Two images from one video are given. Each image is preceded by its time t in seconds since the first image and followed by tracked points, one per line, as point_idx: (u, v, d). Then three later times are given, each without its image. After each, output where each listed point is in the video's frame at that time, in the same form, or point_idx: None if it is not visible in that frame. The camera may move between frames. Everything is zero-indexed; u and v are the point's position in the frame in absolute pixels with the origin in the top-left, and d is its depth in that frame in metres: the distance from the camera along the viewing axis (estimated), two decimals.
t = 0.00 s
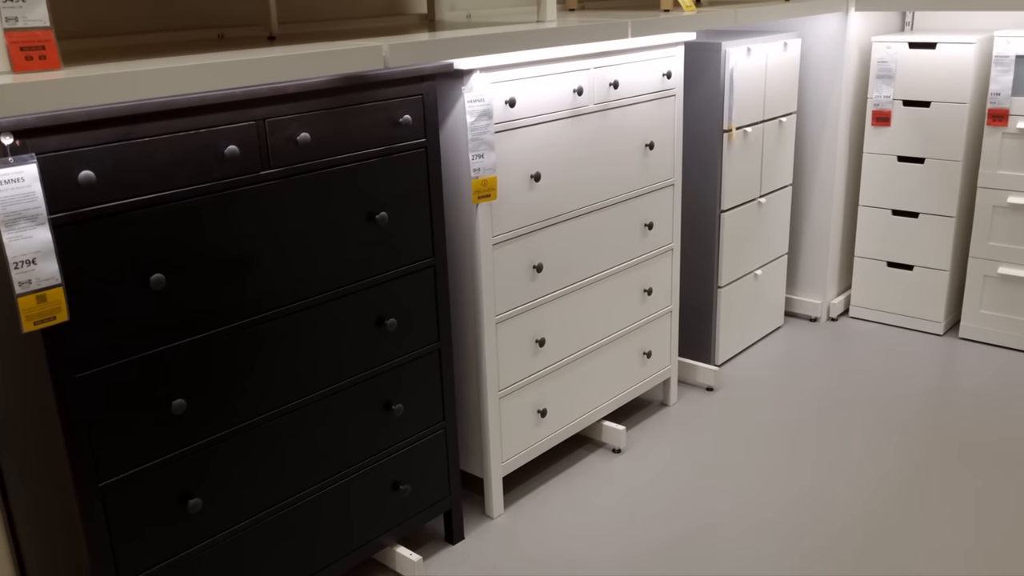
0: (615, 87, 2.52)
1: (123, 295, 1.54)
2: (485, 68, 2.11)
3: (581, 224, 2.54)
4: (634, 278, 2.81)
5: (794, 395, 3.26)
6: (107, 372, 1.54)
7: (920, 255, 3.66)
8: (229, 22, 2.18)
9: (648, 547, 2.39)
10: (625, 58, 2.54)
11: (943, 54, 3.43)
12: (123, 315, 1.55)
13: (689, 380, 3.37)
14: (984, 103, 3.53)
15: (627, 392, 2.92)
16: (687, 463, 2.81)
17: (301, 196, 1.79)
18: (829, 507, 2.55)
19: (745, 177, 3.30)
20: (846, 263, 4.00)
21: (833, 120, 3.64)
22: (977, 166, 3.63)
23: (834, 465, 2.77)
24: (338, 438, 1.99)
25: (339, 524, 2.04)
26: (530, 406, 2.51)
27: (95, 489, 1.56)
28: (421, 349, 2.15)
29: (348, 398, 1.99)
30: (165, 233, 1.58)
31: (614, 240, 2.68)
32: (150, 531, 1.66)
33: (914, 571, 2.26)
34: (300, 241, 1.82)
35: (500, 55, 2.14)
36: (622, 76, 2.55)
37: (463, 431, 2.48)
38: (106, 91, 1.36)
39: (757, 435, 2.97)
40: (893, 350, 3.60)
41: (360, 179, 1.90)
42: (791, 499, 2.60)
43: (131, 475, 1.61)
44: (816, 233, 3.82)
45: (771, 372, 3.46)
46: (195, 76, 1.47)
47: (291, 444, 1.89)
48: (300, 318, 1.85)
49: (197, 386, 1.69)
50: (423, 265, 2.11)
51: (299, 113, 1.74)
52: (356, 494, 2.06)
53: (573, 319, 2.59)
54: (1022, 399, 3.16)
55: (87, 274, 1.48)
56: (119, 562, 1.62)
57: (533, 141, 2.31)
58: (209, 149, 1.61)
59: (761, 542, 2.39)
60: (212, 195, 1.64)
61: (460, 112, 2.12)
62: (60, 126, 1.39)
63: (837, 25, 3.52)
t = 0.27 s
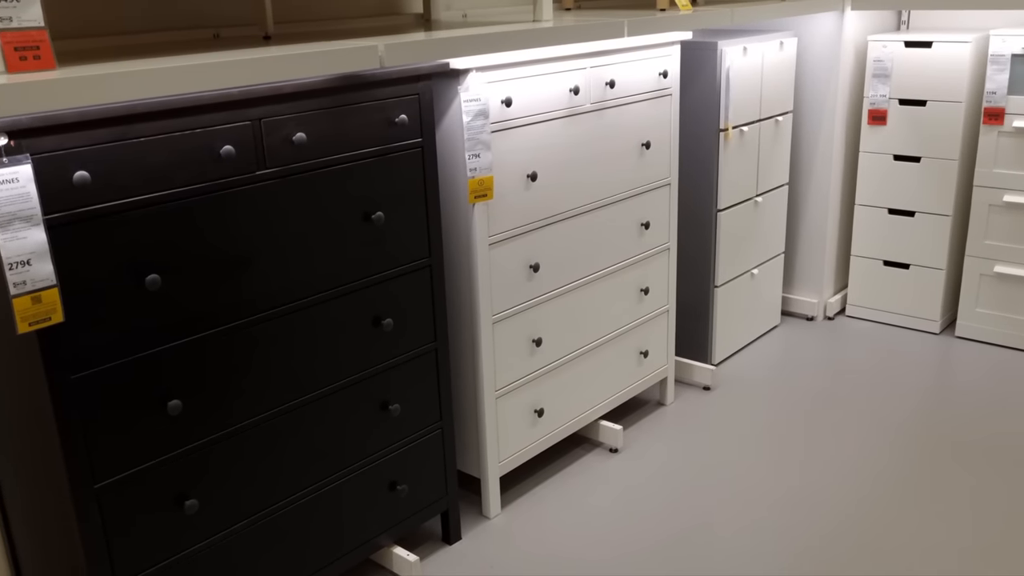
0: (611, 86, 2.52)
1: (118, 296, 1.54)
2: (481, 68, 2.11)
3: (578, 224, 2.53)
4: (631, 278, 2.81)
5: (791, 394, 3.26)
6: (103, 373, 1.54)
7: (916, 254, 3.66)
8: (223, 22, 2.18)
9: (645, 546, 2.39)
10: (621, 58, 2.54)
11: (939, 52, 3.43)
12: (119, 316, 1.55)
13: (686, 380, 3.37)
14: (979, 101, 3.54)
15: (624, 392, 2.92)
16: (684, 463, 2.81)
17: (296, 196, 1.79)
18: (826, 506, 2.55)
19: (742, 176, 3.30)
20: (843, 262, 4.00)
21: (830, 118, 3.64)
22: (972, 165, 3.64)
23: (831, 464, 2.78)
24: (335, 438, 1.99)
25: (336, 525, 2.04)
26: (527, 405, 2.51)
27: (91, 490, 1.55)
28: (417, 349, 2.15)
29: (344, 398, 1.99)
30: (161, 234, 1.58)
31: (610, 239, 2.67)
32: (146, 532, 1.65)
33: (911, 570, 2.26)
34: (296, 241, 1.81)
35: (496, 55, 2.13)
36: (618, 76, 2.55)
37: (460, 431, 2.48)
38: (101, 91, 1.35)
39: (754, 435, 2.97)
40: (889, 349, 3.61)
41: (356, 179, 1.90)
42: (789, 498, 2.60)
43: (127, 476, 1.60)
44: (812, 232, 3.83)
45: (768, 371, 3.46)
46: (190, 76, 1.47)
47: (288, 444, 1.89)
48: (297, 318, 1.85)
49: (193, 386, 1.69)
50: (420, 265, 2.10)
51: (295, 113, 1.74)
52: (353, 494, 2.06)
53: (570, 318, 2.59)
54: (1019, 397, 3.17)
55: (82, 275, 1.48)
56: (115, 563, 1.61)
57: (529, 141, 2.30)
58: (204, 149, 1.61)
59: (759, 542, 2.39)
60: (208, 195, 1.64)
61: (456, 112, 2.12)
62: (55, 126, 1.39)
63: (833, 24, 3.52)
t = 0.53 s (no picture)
0: (605, 84, 2.51)
1: (110, 295, 1.53)
2: (475, 66, 2.10)
3: (572, 222, 2.53)
4: (626, 276, 2.81)
5: (786, 392, 3.26)
6: (95, 373, 1.53)
7: (911, 251, 3.67)
8: (214, 20, 2.17)
9: (641, 546, 2.39)
10: (615, 55, 2.53)
11: (933, 50, 3.43)
12: (111, 316, 1.54)
13: (681, 378, 3.37)
14: (973, 99, 3.54)
15: (619, 390, 2.92)
16: (680, 462, 2.81)
17: (289, 195, 1.78)
18: (821, 505, 2.55)
19: (736, 174, 3.30)
20: (837, 260, 4.01)
21: (824, 116, 3.64)
22: (966, 163, 3.64)
23: (826, 462, 2.78)
24: (329, 437, 1.98)
25: (330, 525, 2.03)
26: (522, 404, 2.51)
27: (83, 491, 1.54)
28: (412, 348, 2.15)
29: (338, 398, 1.98)
30: (152, 233, 1.57)
31: (605, 237, 2.67)
32: (139, 533, 1.65)
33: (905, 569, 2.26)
34: (289, 240, 1.81)
35: (490, 53, 2.13)
36: (612, 73, 2.55)
37: (455, 430, 2.47)
38: (92, 90, 1.34)
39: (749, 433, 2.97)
40: (884, 347, 3.61)
41: (349, 177, 1.89)
42: (784, 497, 2.60)
43: (119, 477, 1.59)
44: (807, 230, 3.83)
45: (763, 369, 3.46)
46: (181, 74, 1.46)
47: (282, 444, 1.88)
48: (290, 318, 1.84)
49: (186, 386, 1.68)
50: (414, 264, 2.10)
51: (287, 111, 1.73)
52: (347, 494, 2.05)
53: (564, 317, 2.59)
54: (1013, 394, 3.17)
55: (73, 274, 1.47)
56: (108, 564, 1.60)
57: (524, 139, 2.30)
58: (196, 148, 1.60)
59: (755, 541, 2.39)
60: (200, 194, 1.63)
61: (450, 109, 2.12)
62: (45, 124, 1.38)
63: (827, 21, 3.52)
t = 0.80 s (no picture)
0: (602, 81, 2.51)
1: (107, 294, 1.52)
2: (471, 63, 2.10)
3: (569, 219, 2.53)
4: (622, 274, 2.81)
5: (783, 389, 3.26)
6: (91, 372, 1.52)
7: (907, 248, 3.67)
8: (210, 19, 2.16)
9: (639, 543, 2.39)
10: (611, 52, 2.53)
11: (929, 46, 3.44)
12: (108, 315, 1.53)
13: (678, 375, 3.37)
14: (969, 95, 3.55)
15: (617, 387, 2.92)
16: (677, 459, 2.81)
17: (286, 193, 1.78)
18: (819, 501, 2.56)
19: (732, 171, 3.30)
20: (834, 256, 4.01)
21: (820, 113, 3.64)
22: (962, 159, 3.65)
23: (824, 458, 2.78)
24: (327, 436, 1.98)
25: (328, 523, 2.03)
26: (519, 402, 2.51)
27: (80, 490, 1.54)
28: (409, 346, 2.15)
29: (335, 396, 1.98)
30: (149, 232, 1.57)
31: (602, 235, 2.67)
32: (137, 533, 1.64)
33: (903, 565, 2.27)
34: (286, 239, 1.80)
35: (486, 50, 2.13)
36: (609, 71, 2.55)
37: (452, 428, 2.47)
38: (88, 88, 1.34)
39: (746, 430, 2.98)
40: (880, 343, 3.62)
41: (346, 176, 1.89)
42: (781, 493, 2.60)
43: (117, 476, 1.59)
44: (803, 227, 3.83)
45: (760, 366, 3.46)
46: (177, 73, 1.45)
47: (280, 443, 1.88)
48: (287, 316, 1.84)
49: (184, 385, 1.68)
50: (411, 262, 2.10)
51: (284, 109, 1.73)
52: (345, 492, 2.06)
53: (561, 314, 2.59)
54: (1009, 390, 3.18)
55: (70, 273, 1.47)
56: (106, 564, 1.60)
57: (520, 136, 2.30)
58: (193, 146, 1.60)
59: (753, 538, 2.39)
60: (197, 193, 1.62)
61: (446, 107, 2.11)
62: (41, 123, 1.37)
63: (823, 18, 3.53)
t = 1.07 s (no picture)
0: (596, 81, 2.51)
1: (100, 296, 1.52)
2: (465, 64, 2.10)
3: (563, 219, 2.53)
4: (617, 273, 2.81)
5: (778, 388, 3.27)
6: (85, 374, 1.52)
7: (901, 246, 3.68)
8: (202, 19, 2.16)
9: (635, 542, 2.40)
10: (605, 52, 2.53)
11: (922, 45, 3.45)
12: (102, 317, 1.53)
13: (673, 374, 3.38)
14: (962, 93, 3.56)
15: (612, 387, 2.92)
16: (673, 458, 2.82)
17: (279, 194, 1.78)
18: (814, 499, 2.56)
19: (727, 170, 3.30)
20: (829, 255, 4.02)
21: (814, 112, 3.65)
22: (956, 156, 3.66)
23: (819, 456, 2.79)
24: (322, 436, 1.98)
25: (324, 524, 2.03)
26: (515, 401, 2.51)
27: (75, 492, 1.54)
28: (404, 346, 2.14)
29: (330, 397, 1.98)
30: (142, 233, 1.56)
31: (596, 234, 2.67)
32: (132, 535, 1.64)
33: (898, 563, 2.27)
34: (280, 239, 1.80)
35: (480, 50, 2.13)
36: (603, 70, 2.55)
37: (448, 428, 2.47)
38: (80, 90, 1.33)
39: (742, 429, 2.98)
40: (875, 341, 3.63)
41: (340, 176, 1.89)
42: (776, 492, 2.61)
43: (111, 478, 1.59)
44: (798, 225, 3.84)
45: (755, 364, 3.47)
46: (171, 74, 1.45)
47: (275, 443, 1.88)
48: (282, 317, 1.84)
49: (178, 386, 1.68)
50: (405, 262, 2.09)
51: (277, 110, 1.73)
52: (341, 492, 2.05)
53: (556, 314, 2.59)
54: (1003, 388, 3.19)
55: (63, 275, 1.46)
56: (100, 566, 1.60)
57: (514, 136, 2.30)
58: (186, 147, 1.59)
59: (749, 537, 2.40)
60: (190, 194, 1.62)
61: (440, 108, 2.11)
62: (33, 125, 1.37)
63: (816, 17, 3.53)
